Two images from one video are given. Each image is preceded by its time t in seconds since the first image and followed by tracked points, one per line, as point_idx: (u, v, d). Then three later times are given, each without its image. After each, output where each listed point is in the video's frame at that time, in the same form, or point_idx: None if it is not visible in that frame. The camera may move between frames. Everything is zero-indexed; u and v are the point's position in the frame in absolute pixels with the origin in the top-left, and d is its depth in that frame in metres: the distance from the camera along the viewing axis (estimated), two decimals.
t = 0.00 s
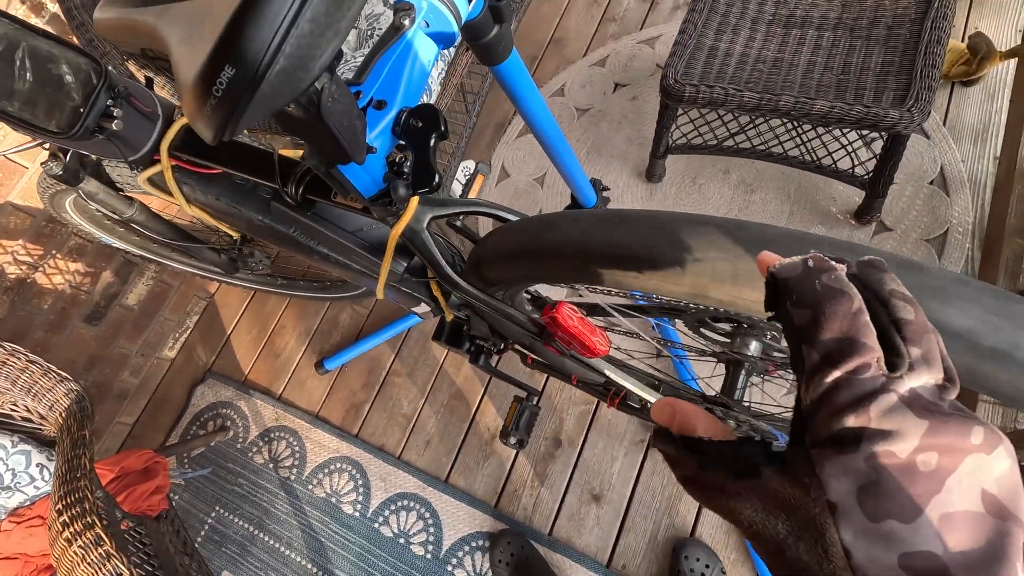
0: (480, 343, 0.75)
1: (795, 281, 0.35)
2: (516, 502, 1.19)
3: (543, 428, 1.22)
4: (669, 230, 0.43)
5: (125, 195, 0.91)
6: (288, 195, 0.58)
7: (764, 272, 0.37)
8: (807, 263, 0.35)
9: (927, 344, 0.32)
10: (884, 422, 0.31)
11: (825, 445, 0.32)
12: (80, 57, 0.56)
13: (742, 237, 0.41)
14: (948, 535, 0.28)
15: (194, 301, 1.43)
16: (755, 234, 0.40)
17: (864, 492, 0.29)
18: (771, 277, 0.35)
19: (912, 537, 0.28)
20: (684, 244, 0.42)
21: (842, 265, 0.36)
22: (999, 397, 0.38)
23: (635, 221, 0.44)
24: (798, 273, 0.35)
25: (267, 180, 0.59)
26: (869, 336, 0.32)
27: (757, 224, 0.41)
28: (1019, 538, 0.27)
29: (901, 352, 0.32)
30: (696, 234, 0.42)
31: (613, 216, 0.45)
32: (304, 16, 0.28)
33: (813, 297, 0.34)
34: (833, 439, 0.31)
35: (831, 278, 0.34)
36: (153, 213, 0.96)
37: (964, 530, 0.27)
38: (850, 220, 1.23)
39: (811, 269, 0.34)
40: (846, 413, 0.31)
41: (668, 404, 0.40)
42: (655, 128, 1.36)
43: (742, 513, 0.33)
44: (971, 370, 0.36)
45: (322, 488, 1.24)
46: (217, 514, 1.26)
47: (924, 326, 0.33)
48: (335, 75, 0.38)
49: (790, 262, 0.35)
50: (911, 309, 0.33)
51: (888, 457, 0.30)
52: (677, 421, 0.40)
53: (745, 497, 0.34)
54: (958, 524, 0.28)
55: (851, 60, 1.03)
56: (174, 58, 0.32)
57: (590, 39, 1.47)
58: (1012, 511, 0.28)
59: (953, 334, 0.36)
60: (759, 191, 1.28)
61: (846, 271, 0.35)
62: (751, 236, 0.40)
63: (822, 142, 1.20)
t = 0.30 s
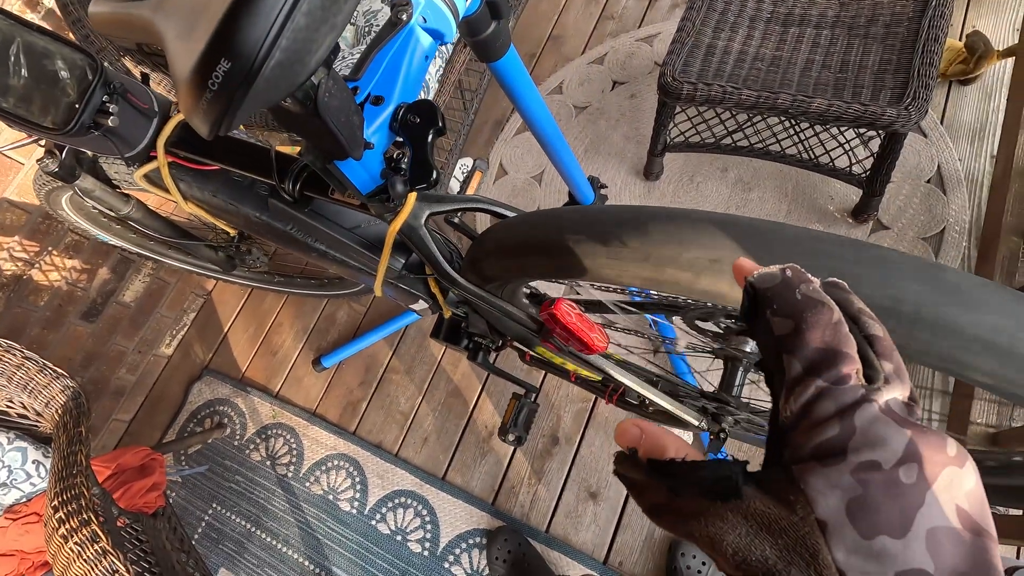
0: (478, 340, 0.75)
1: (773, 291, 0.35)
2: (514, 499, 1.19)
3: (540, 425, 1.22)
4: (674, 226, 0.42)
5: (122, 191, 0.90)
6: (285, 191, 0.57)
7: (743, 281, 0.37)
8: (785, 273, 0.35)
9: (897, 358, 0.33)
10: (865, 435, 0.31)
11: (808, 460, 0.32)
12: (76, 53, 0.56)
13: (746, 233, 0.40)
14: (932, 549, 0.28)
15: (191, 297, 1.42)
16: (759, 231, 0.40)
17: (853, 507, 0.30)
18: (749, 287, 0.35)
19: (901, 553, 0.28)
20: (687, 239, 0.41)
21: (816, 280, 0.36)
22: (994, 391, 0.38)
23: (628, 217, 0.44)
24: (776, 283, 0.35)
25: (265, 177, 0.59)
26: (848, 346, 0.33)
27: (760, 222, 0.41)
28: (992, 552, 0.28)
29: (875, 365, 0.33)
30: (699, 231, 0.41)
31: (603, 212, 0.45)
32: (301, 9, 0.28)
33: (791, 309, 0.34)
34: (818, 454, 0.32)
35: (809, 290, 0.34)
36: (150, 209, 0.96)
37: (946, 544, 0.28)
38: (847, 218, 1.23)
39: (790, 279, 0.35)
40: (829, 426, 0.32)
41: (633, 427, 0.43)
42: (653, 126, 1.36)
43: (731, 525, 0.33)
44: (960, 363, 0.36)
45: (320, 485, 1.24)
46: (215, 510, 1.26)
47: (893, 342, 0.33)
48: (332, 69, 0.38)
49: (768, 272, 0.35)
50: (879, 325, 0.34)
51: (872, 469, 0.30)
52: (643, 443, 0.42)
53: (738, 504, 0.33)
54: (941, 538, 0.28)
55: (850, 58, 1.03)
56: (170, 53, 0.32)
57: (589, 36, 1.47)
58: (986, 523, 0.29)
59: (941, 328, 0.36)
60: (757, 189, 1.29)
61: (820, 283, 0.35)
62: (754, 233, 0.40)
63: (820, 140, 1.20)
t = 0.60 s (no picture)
0: (476, 337, 0.75)
1: (762, 282, 0.34)
2: (511, 496, 1.19)
3: (538, 423, 1.22)
4: (672, 221, 0.42)
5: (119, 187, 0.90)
6: (282, 187, 0.57)
7: (732, 272, 0.38)
8: (774, 264, 0.34)
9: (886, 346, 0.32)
10: (859, 426, 0.30)
11: (802, 454, 0.31)
12: (73, 47, 0.56)
13: (743, 228, 0.40)
14: (928, 539, 0.28)
15: (189, 295, 1.42)
16: (757, 226, 0.40)
17: (848, 499, 0.29)
18: (739, 279, 0.35)
19: (898, 544, 0.28)
20: (684, 234, 0.41)
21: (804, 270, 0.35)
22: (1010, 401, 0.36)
23: (624, 213, 0.44)
24: (765, 275, 0.34)
25: (263, 173, 0.59)
26: (838, 336, 0.32)
27: (757, 218, 0.41)
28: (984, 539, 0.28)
29: (865, 354, 0.32)
30: (696, 227, 0.41)
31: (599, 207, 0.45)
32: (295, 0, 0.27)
33: (781, 300, 0.33)
34: (812, 448, 0.31)
35: (797, 279, 0.33)
36: (147, 206, 0.95)
37: (941, 533, 0.28)
38: (845, 217, 1.23)
39: (778, 270, 0.34)
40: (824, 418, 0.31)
41: (626, 424, 0.44)
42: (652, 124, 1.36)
43: (727, 522, 0.33)
44: (965, 368, 0.35)
45: (318, 483, 1.24)
46: (212, 508, 1.26)
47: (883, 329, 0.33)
48: (328, 63, 0.38)
49: (757, 264, 0.34)
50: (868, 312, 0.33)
51: (867, 460, 0.30)
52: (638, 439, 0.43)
53: (734, 499, 0.33)
54: (935, 528, 0.28)
55: (849, 57, 1.03)
56: (164, 45, 0.32)
57: (588, 34, 1.47)
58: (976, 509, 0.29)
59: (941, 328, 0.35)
60: (756, 187, 1.29)
61: (809, 272, 0.35)
62: (751, 228, 0.40)
63: (818, 139, 1.20)
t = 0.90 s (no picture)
0: (476, 336, 0.74)
1: (755, 281, 0.34)
2: (512, 495, 1.19)
3: (539, 422, 1.22)
4: (675, 218, 0.42)
5: (121, 186, 0.90)
6: (284, 184, 0.57)
7: (727, 272, 0.38)
8: (768, 264, 0.34)
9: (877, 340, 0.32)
10: (854, 416, 0.30)
11: (801, 446, 0.31)
12: (74, 43, 0.56)
13: (746, 224, 0.40)
14: (927, 525, 0.27)
15: (189, 294, 1.42)
16: (761, 223, 0.40)
17: (845, 488, 0.29)
18: (733, 279, 0.35)
19: (896, 531, 0.28)
20: (689, 230, 0.41)
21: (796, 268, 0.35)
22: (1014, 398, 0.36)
23: (625, 210, 0.44)
24: (759, 274, 0.34)
25: (264, 170, 0.59)
26: (831, 331, 0.32)
27: (761, 214, 0.40)
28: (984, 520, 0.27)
29: (858, 349, 0.32)
30: (699, 223, 0.41)
31: (603, 203, 0.45)
32: None
33: (774, 299, 0.33)
34: (810, 439, 0.31)
35: (790, 277, 0.33)
36: (148, 204, 0.95)
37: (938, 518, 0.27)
38: (846, 217, 1.23)
39: (771, 269, 0.34)
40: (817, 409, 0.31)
41: (630, 423, 0.42)
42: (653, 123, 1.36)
43: (731, 514, 0.33)
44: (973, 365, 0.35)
45: (318, 482, 1.24)
46: (212, 506, 1.26)
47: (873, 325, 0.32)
48: (332, 60, 0.38)
49: (751, 263, 0.35)
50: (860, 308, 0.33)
51: (862, 450, 0.29)
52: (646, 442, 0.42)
53: (736, 493, 0.33)
54: (933, 513, 0.28)
55: (850, 56, 1.03)
56: (170, 41, 0.32)
57: (588, 34, 1.47)
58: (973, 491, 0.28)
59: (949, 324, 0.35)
60: (756, 187, 1.29)
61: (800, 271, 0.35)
62: (755, 225, 0.40)
63: (819, 139, 1.20)
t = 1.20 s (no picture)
0: (479, 338, 0.75)
1: (850, 297, 0.32)
2: (513, 496, 1.19)
3: (539, 424, 1.22)
4: (679, 225, 0.42)
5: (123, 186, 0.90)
6: (289, 188, 0.58)
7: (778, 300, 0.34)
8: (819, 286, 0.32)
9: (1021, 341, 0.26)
10: (980, 409, 0.23)
11: (923, 454, 0.24)
12: (79, 47, 0.56)
13: (751, 232, 0.40)
14: None
15: (190, 294, 1.42)
16: (766, 231, 0.40)
17: (994, 497, 0.21)
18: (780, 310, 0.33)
19: None
20: (695, 240, 0.41)
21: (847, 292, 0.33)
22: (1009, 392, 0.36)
23: (628, 217, 0.44)
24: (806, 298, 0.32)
25: (269, 174, 0.59)
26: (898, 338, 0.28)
27: (764, 221, 0.40)
28: None
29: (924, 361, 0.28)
30: (702, 231, 0.41)
31: (605, 211, 0.45)
32: (313, 6, 0.28)
33: (867, 306, 0.30)
34: (928, 441, 0.24)
35: (887, 288, 0.31)
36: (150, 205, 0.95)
37: None
38: (846, 219, 1.23)
39: (864, 284, 0.32)
40: (928, 405, 0.25)
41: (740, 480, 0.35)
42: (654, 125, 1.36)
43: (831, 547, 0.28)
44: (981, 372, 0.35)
45: (319, 482, 1.24)
46: (213, 507, 1.26)
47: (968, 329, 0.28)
48: (341, 66, 0.38)
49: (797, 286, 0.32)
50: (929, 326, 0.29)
51: (1003, 444, 0.22)
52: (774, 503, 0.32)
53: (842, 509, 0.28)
54: None
55: (851, 59, 1.03)
56: (180, 49, 0.32)
57: (590, 35, 1.47)
58: None
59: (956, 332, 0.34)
60: (757, 189, 1.29)
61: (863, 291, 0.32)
62: (759, 233, 0.40)
63: (820, 141, 1.20)
